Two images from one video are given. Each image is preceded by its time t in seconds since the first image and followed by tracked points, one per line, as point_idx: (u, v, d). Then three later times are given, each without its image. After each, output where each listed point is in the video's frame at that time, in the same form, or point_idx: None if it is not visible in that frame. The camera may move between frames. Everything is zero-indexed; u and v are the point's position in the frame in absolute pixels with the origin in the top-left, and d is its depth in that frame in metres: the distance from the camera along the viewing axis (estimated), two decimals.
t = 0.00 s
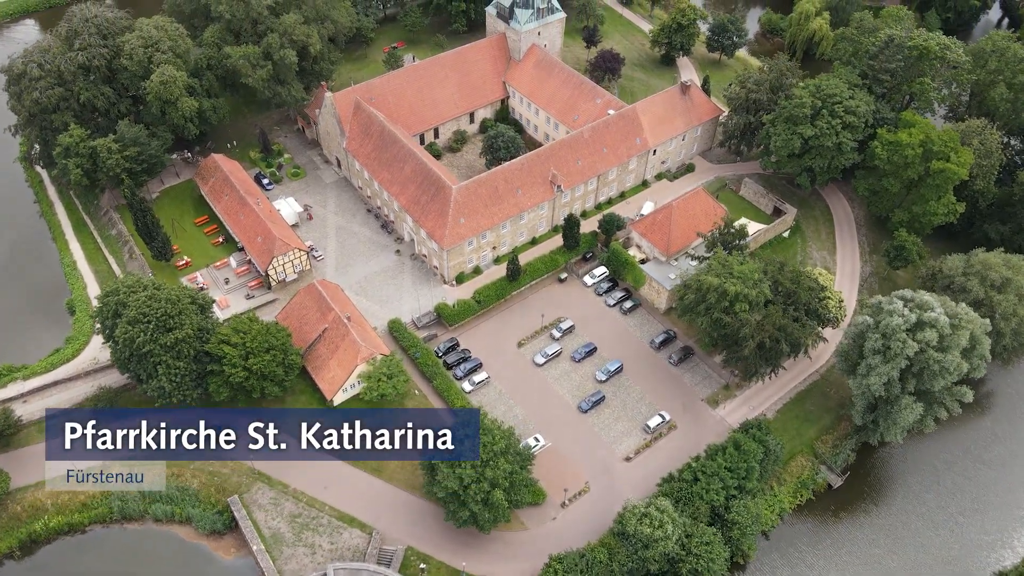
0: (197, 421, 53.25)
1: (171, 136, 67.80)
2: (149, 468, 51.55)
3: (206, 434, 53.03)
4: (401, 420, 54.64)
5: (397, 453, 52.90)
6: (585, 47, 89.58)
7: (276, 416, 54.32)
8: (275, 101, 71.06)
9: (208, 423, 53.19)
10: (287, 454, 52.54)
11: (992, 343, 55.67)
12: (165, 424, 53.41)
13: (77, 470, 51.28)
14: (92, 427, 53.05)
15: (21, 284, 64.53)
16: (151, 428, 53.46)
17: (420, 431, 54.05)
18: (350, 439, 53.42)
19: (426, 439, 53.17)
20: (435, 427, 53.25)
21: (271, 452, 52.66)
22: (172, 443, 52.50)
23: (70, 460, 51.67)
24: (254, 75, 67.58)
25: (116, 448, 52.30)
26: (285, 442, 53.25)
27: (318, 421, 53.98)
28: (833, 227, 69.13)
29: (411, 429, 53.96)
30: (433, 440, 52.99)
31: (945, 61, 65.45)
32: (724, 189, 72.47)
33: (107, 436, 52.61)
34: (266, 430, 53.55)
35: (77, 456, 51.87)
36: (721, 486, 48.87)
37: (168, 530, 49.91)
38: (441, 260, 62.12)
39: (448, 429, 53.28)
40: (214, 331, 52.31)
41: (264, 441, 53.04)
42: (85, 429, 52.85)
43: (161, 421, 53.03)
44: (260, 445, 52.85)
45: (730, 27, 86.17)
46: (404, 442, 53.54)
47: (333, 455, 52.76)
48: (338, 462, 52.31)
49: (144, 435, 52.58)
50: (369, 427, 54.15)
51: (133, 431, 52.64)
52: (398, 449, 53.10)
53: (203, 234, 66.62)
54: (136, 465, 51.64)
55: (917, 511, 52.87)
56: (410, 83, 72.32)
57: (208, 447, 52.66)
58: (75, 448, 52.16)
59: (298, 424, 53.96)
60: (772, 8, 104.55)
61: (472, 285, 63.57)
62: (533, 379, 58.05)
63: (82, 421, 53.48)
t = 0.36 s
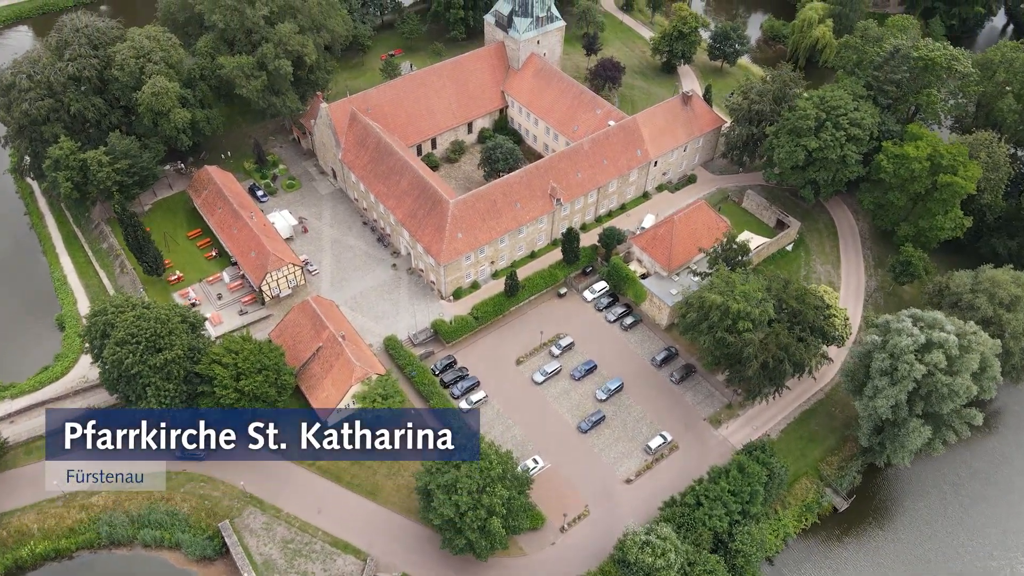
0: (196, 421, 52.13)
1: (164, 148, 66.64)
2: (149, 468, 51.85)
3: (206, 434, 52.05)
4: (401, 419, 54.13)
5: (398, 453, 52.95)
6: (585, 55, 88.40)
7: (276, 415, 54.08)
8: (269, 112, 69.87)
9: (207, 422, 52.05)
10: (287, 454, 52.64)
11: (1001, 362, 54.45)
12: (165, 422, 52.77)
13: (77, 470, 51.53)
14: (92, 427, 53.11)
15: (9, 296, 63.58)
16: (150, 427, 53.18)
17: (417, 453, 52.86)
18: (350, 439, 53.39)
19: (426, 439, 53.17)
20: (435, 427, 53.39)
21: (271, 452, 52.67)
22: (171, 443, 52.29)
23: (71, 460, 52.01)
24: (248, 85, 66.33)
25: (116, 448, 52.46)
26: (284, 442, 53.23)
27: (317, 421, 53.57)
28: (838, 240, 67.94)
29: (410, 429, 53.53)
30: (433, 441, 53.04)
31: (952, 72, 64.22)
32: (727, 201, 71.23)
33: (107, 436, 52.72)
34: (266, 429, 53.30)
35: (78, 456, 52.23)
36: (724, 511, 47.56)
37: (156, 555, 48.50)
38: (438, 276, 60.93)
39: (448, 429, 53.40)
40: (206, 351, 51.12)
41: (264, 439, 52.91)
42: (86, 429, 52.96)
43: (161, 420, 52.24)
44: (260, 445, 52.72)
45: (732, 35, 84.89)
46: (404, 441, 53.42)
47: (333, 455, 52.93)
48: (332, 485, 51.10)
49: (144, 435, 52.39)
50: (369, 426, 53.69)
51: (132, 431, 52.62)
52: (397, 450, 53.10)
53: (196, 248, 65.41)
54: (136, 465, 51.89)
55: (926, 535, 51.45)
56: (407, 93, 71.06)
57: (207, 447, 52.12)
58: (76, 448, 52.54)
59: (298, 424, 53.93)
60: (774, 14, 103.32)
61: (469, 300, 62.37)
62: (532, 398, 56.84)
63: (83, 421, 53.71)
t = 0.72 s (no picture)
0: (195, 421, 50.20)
1: (155, 160, 65.44)
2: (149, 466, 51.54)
3: (206, 434, 50.85)
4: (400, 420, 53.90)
5: (398, 453, 52.83)
6: (585, 64, 87.22)
7: (277, 415, 52.23)
8: (264, 123, 68.70)
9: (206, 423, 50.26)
10: (287, 455, 52.48)
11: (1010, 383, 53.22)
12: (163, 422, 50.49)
13: (77, 470, 51.40)
14: (91, 427, 51.56)
15: None
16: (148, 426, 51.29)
17: (412, 476, 51.58)
18: (350, 439, 52.72)
19: (425, 439, 53.39)
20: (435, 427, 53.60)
21: (271, 452, 52.40)
22: (172, 442, 50.88)
23: (71, 460, 51.82)
24: (241, 97, 65.15)
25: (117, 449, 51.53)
26: (284, 441, 52.70)
27: (317, 422, 51.63)
28: (842, 254, 66.77)
29: (410, 429, 53.42)
30: (433, 441, 53.35)
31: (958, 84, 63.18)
32: (729, 214, 70.05)
33: (107, 436, 51.28)
34: (265, 429, 51.96)
35: (81, 455, 52.07)
36: (727, 537, 46.23)
37: None
38: (434, 292, 59.73)
39: (448, 429, 53.83)
40: (196, 372, 49.84)
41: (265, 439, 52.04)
42: (86, 429, 51.73)
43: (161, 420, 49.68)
44: (260, 445, 52.04)
45: (734, 43, 83.66)
46: (404, 441, 53.24)
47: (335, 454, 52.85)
48: (325, 510, 49.73)
49: (144, 435, 50.48)
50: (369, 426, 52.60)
51: (130, 431, 50.86)
52: (398, 449, 52.98)
53: (188, 262, 64.15)
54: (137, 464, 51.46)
55: (935, 561, 49.82)
56: (403, 103, 69.79)
57: (208, 446, 51.31)
58: (78, 447, 52.22)
59: (298, 424, 52.68)
60: (776, 21, 102.18)
61: (466, 317, 61.15)
62: (530, 418, 55.62)
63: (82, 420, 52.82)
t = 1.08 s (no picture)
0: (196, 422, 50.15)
1: (147, 172, 64.19)
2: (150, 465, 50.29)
3: (206, 434, 48.69)
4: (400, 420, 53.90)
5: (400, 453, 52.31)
6: (584, 71, 86.01)
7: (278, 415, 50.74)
8: (258, 134, 67.51)
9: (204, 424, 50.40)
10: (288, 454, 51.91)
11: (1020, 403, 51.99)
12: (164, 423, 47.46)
13: (77, 470, 50.88)
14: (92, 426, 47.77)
15: None
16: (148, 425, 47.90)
17: (407, 498, 50.25)
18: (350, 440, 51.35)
19: (426, 439, 52.98)
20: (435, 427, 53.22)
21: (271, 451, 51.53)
22: (171, 443, 48.06)
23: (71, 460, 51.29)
24: (235, 107, 63.90)
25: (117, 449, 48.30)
26: (284, 442, 51.79)
27: (318, 420, 50.21)
28: (847, 268, 65.57)
29: (410, 429, 53.16)
30: (433, 441, 52.90)
31: (966, 96, 62.02)
32: (731, 226, 68.84)
33: (107, 436, 47.91)
34: (265, 430, 50.61)
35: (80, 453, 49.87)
36: (731, 564, 44.81)
37: None
38: (431, 308, 58.51)
39: (448, 429, 53.26)
40: (186, 393, 48.50)
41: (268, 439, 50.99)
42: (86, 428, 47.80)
43: (162, 420, 47.32)
44: (260, 445, 50.83)
45: (736, 51, 82.41)
46: (404, 442, 52.81)
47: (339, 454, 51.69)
48: (318, 534, 48.40)
49: (144, 436, 47.32)
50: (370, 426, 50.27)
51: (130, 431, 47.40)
52: (397, 450, 52.39)
53: (181, 276, 62.86)
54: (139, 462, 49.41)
55: None
56: (399, 113, 68.53)
57: (208, 447, 49.07)
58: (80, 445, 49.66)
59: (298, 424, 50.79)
60: (778, 27, 100.95)
61: (464, 333, 59.91)
62: (529, 438, 54.36)
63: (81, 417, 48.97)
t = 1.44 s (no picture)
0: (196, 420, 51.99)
1: (138, 185, 62.94)
2: (149, 465, 47.11)
3: (206, 434, 46.75)
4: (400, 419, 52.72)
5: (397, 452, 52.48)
6: (584, 80, 84.76)
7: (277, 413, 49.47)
8: (251, 145, 66.27)
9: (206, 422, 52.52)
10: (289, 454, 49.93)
11: None
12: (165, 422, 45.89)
13: (76, 470, 50.20)
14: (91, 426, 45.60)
15: None
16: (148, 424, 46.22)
17: (403, 523, 48.98)
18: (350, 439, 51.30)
19: (426, 439, 52.77)
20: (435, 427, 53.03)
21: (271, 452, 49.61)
22: (171, 443, 45.82)
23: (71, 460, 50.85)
24: (227, 119, 62.62)
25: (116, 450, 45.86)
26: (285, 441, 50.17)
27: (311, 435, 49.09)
28: (851, 282, 64.40)
29: (410, 429, 52.41)
30: (433, 441, 52.73)
31: (973, 108, 60.79)
32: (734, 240, 67.68)
33: (106, 436, 45.66)
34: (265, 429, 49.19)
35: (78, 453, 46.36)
36: None
37: None
38: (427, 325, 57.28)
39: (448, 429, 53.14)
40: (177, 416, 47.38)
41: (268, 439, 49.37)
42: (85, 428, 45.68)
43: (163, 419, 46.26)
44: (260, 445, 48.91)
45: (738, 59, 81.14)
46: (404, 441, 52.61)
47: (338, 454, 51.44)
48: (311, 561, 47.10)
49: (144, 435, 45.68)
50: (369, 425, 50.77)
51: (131, 430, 45.64)
52: (397, 449, 52.30)
53: (172, 292, 61.55)
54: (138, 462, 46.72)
55: None
56: (396, 125, 67.27)
57: (208, 447, 46.70)
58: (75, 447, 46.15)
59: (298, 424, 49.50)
60: (781, 34, 99.63)
61: (461, 350, 58.68)
62: (527, 460, 53.12)
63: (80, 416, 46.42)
